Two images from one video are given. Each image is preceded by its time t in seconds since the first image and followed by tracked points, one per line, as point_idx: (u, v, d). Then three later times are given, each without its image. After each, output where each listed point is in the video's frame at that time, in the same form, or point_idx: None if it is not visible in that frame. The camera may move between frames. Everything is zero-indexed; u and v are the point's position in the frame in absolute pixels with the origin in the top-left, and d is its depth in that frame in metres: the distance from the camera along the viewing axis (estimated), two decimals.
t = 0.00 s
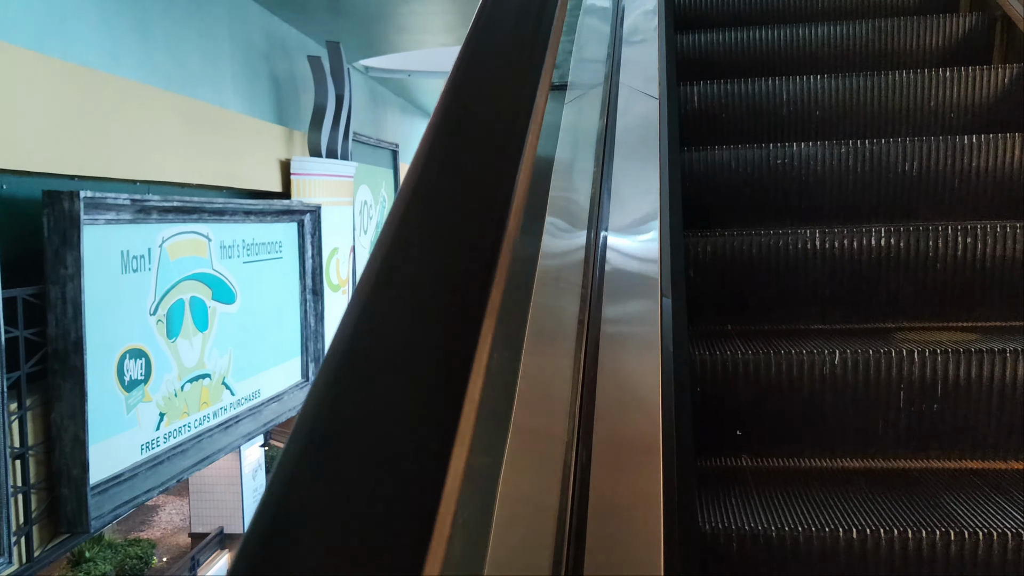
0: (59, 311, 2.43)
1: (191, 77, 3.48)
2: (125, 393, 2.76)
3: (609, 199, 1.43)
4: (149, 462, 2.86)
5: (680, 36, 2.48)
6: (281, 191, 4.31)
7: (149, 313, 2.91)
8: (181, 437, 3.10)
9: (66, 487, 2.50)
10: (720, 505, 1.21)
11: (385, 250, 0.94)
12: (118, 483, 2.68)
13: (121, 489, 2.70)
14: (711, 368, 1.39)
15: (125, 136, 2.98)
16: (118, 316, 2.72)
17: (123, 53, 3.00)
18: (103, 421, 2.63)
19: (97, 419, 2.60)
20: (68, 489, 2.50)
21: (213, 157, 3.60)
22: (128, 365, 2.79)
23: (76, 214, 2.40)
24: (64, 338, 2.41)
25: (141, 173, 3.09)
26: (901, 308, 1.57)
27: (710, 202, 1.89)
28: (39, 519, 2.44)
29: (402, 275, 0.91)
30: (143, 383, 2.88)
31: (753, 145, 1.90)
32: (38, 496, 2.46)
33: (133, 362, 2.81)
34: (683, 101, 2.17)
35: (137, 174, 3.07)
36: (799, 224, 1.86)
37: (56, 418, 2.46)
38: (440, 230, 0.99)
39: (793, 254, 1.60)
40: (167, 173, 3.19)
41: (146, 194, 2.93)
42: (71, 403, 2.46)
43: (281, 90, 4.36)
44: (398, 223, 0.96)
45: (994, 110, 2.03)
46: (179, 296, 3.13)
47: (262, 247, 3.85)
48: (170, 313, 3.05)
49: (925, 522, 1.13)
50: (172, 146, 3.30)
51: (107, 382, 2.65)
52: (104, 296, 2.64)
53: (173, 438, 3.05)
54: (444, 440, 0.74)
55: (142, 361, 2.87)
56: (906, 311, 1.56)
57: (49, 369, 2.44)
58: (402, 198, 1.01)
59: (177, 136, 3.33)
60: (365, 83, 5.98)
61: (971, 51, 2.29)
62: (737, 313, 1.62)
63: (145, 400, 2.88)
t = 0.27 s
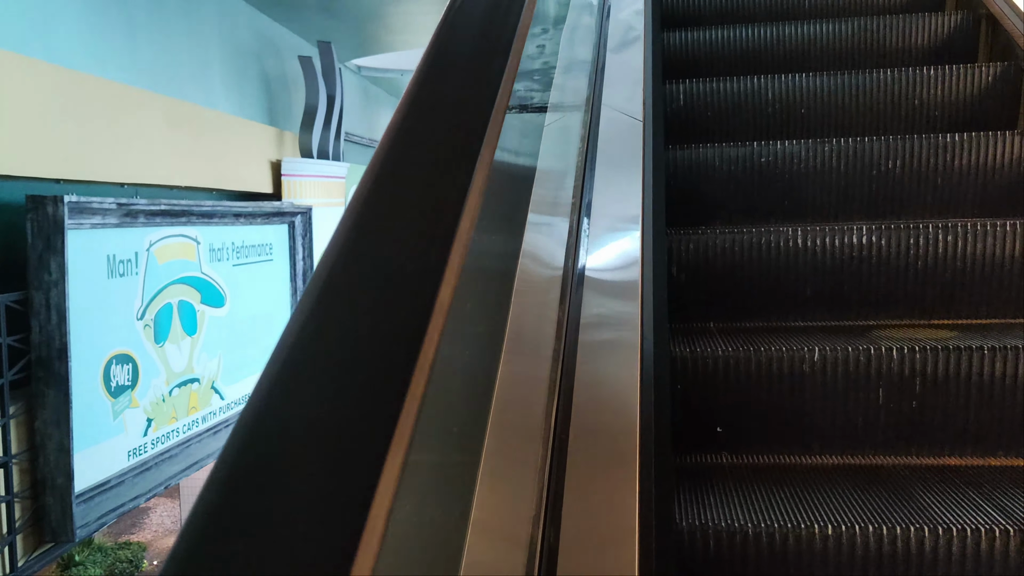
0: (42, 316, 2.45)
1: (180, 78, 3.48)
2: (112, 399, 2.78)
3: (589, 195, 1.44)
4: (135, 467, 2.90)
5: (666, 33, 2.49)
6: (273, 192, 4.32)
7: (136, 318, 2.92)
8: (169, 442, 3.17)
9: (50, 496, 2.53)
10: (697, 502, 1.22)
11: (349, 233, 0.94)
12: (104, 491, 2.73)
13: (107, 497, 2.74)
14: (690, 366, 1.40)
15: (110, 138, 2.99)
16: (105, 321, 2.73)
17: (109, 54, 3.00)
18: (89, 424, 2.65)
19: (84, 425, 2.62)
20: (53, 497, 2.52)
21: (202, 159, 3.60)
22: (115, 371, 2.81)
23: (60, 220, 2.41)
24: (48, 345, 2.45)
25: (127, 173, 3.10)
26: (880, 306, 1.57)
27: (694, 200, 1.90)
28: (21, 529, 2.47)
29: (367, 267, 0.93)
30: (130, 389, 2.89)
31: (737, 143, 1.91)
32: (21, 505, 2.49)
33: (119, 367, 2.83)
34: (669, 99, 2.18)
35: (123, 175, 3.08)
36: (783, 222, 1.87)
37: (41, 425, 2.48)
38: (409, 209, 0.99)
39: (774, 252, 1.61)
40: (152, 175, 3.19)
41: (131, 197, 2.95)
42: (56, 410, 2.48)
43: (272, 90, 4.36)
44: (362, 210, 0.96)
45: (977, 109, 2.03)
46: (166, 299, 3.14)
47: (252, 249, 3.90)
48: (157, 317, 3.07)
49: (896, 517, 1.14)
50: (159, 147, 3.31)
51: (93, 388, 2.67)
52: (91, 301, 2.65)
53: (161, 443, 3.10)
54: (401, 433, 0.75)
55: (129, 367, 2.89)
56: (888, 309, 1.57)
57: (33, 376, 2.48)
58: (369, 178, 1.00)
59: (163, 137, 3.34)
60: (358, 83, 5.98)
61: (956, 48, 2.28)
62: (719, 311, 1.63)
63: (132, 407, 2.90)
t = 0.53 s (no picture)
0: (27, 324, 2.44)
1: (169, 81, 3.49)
2: (100, 406, 2.80)
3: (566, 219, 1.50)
4: (123, 475, 2.92)
5: (654, 33, 2.49)
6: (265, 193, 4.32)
7: (123, 324, 2.95)
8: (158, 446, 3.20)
9: (34, 505, 2.50)
10: (676, 501, 1.23)
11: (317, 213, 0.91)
12: (90, 499, 2.73)
13: (93, 505, 2.74)
14: (672, 366, 1.41)
15: (105, 145, 2.99)
16: (92, 327, 2.75)
17: (97, 56, 3.00)
18: (73, 432, 2.64)
19: (71, 432, 2.63)
20: (38, 507, 2.50)
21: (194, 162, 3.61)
22: (103, 378, 2.83)
23: (45, 225, 2.42)
24: (32, 352, 2.44)
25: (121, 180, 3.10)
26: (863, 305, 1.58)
27: (678, 199, 1.91)
28: (6, 539, 2.44)
29: (335, 250, 0.90)
30: (118, 395, 2.92)
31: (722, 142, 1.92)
32: (6, 516, 2.45)
33: (107, 374, 2.85)
34: (656, 97, 2.19)
35: (116, 182, 3.08)
36: (767, 221, 1.88)
37: (25, 435, 2.45)
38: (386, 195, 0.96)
39: (758, 251, 1.62)
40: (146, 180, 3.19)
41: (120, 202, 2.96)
42: (41, 418, 2.46)
43: (263, 91, 4.37)
44: (330, 192, 0.93)
45: (963, 107, 2.04)
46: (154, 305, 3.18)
47: (243, 252, 3.94)
48: (144, 324, 3.11)
49: (873, 516, 1.15)
50: (152, 153, 3.31)
51: (80, 393, 2.67)
52: (77, 305, 2.66)
53: (149, 449, 3.13)
54: (359, 434, 0.76)
55: (117, 373, 2.91)
56: (871, 308, 1.58)
57: (18, 384, 2.45)
58: (336, 162, 0.98)
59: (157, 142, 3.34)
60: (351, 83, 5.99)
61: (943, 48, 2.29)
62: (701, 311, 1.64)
63: (120, 412, 2.93)
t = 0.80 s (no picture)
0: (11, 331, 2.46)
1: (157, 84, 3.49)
2: (86, 413, 2.78)
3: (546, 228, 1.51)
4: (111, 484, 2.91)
5: (642, 32, 2.50)
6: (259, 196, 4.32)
7: (111, 331, 2.93)
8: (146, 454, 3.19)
9: (20, 517, 2.47)
10: (657, 499, 1.23)
11: (287, 183, 0.87)
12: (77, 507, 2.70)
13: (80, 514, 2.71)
14: (654, 365, 1.41)
15: (94, 150, 2.99)
16: (79, 334, 2.73)
17: (84, 59, 3.01)
18: (59, 438, 2.64)
19: (52, 440, 2.60)
20: (23, 518, 2.47)
21: (185, 165, 3.61)
22: (89, 385, 2.81)
23: (30, 232, 2.45)
24: (17, 360, 2.47)
25: (111, 183, 3.10)
26: (847, 304, 1.58)
27: (664, 199, 1.91)
28: None
29: (303, 214, 0.84)
30: (106, 403, 2.90)
31: (708, 141, 1.92)
32: None
33: (93, 381, 2.83)
34: (643, 97, 2.19)
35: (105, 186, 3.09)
36: (754, 220, 1.88)
37: (10, 444, 2.46)
38: (353, 170, 0.92)
39: (741, 250, 1.62)
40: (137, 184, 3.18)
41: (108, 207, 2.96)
42: (25, 427, 2.48)
43: (257, 92, 4.37)
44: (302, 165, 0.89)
45: (949, 107, 2.05)
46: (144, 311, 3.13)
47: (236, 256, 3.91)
48: (134, 330, 3.07)
49: (853, 515, 1.15)
50: (143, 157, 3.31)
51: (64, 401, 2.66)
52: (64, 311, 2.65)
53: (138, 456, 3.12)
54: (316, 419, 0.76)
55: (104, 380, 2.90)
56: (855, 306, 1.58)
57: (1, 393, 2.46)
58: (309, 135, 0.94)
59: (147, 146, 3.34)
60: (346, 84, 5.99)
61: (931, 47, 2.30)
62: (686, 311, 1.64)
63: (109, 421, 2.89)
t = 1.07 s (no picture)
0: None
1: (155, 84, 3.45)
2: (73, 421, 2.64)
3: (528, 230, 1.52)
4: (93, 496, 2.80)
5: (630, 33, 2.50)
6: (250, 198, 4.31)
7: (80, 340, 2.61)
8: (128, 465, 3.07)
9: None
10: (636, 501, 1.23)
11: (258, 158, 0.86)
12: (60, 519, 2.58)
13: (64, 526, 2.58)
14: (637, 364, 1.42)
15: (93, 152, 2.95)
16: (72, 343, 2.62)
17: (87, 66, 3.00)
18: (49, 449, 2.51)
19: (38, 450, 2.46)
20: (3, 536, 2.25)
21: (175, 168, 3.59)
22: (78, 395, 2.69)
23: (12, 240, 2.43)
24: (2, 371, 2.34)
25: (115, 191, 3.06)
26: (830, 306, 1.58)
27: (650, 200, 1.91)
28: None
29: (268, 212, 0.84)
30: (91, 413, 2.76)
31: (693, 143, 1.92)
32: None
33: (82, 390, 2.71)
34: (630, 99, 2.19)
35: (105, 188, 3.05)
36: (739, 221, 1.88)
37: None
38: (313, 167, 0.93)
39: (725, 251, 1.62)
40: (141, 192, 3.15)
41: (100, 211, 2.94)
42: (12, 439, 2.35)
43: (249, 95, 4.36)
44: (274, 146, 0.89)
45: (934, 109, 2.05)
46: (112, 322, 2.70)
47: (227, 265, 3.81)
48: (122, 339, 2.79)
49: (832, 515, 1.16)
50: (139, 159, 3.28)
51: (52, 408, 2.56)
52: (52, 319, 2.55)
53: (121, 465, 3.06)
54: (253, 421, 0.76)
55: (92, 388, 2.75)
56: (838, 307, 1.58)
57: None
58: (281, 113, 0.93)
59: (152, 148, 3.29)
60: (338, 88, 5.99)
61: (918, 50, 2.30)
62: (669, 313, 1.64)
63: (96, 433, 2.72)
